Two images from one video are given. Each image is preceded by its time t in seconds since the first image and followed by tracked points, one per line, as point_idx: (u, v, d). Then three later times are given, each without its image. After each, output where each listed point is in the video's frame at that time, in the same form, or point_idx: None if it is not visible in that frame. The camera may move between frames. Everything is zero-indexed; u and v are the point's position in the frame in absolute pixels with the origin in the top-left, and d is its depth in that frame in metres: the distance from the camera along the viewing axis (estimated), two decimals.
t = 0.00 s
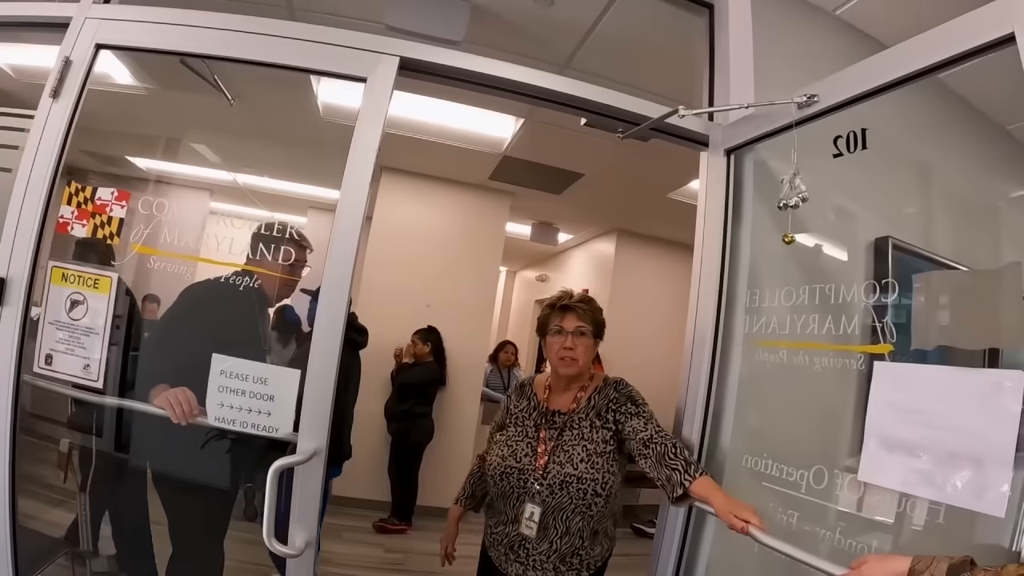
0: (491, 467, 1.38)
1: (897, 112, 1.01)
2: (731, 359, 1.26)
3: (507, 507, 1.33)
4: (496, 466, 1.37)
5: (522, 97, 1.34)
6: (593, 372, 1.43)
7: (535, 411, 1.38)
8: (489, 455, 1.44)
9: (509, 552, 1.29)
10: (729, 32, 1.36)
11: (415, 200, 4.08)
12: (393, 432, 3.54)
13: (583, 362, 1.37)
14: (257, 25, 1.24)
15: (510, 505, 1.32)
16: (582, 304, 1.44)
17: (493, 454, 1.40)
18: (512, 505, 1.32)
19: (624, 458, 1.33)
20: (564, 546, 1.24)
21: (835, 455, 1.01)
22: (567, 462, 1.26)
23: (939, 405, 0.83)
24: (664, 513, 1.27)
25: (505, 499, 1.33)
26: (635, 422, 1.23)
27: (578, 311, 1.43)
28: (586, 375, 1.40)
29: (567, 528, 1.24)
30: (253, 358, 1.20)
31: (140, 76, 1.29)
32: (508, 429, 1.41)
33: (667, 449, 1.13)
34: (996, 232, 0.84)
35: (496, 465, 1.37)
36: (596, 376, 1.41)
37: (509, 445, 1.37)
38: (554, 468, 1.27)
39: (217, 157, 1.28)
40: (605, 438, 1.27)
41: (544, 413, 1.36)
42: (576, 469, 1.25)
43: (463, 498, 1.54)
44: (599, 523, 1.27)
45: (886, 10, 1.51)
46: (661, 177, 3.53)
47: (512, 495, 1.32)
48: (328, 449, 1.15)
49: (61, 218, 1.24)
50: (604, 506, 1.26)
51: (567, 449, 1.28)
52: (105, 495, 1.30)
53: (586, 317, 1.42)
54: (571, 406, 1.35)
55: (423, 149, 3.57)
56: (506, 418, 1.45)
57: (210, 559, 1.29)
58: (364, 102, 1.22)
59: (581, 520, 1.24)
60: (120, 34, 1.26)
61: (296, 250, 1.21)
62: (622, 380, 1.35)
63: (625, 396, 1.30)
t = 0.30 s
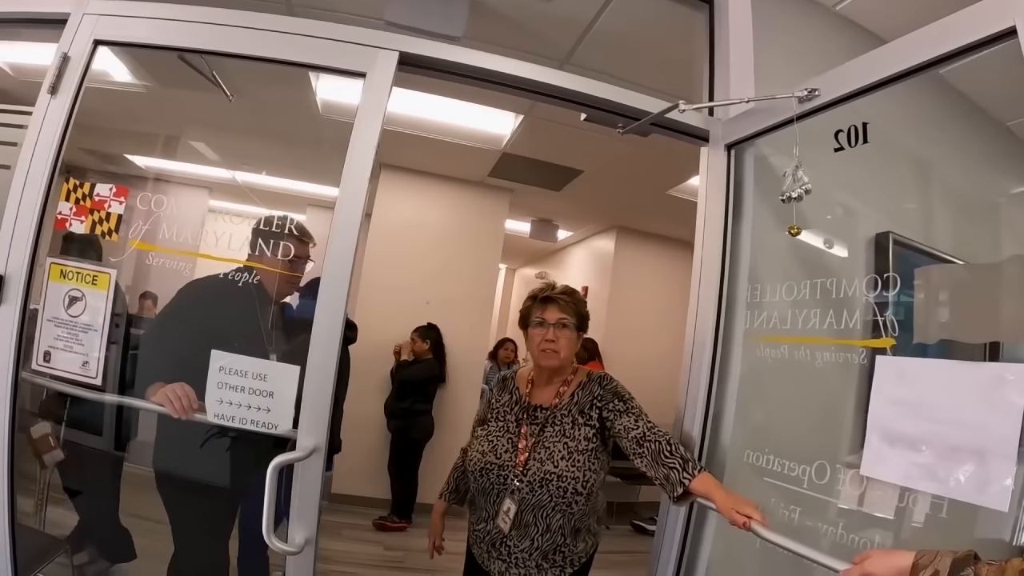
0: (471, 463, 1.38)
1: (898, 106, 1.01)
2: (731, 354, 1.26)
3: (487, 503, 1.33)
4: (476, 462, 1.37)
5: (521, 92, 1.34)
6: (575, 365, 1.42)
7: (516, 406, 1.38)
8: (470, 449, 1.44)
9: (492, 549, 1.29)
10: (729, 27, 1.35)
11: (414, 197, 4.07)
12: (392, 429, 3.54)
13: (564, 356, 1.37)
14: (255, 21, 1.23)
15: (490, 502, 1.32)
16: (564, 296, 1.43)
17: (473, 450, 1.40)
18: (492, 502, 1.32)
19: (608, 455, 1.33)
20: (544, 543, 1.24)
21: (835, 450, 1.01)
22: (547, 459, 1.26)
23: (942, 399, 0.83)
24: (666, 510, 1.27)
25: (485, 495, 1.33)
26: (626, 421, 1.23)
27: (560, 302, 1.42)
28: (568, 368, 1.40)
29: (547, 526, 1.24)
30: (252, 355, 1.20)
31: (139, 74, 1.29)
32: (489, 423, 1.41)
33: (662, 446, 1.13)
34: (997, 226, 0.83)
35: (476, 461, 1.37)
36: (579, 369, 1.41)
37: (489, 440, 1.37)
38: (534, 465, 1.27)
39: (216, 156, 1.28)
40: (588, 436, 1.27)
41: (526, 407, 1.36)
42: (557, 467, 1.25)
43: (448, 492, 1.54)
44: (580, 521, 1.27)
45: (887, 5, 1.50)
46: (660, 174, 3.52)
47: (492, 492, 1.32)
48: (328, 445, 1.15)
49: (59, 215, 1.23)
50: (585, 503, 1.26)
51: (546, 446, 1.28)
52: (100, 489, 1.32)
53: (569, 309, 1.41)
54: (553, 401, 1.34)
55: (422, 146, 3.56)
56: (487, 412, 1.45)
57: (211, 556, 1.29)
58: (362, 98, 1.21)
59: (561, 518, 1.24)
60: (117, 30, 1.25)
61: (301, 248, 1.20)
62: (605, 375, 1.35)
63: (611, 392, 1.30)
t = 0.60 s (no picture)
0: (455, 461, 1.39)
1: (897, 101, 1.00)
2: (732, 350, 1.26)
3: (471, 503, 1.33)
4: (460, 461, 1.37)
5: (520, 88, 1.33)
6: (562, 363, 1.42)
7: (501, 404, 1.38)
8: (455, 447, 1.44)
9: (477, 549, 1.30)
10: (728, 22, 1.34)
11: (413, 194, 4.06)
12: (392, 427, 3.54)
13: (549, 353, 1.37)
14: (251, 18, 1.22)
15: (474, 501, 1.33)
16: (549, 291, 1.43)
17: (458, 448, 1.41)
18: (476, 501, 1.32)
19: (595, 455, 1.32)
20: (529, 544, 1.24)
21: (836, 446, 1.01)
22: (531, 460, 1.26)
23: (944, 395, 0.82)
24: (667, 508, 1.27)
25: (470, 494, 1.34)
26: (616, 421, 1.22)
27: (545, 299, 1.42)
28: (555, 365, 1.39)
29: (530, 527, 1.24)
30: (251, 353, 1.19)
31: (136, 73, 1.28)
32: (475, 421, 1.42)
33: (658, 447, 1.12)
34: (997, 221, 0.83)
35: (460, 459, 1.37)
36: (564, 366, 1.40)
37: (473, 439, 1.38)
38: (517, 466, 1.27)
39: (213, 154, 1.27)
40: (572, 436, 1.26)
41: (511, 406, 1.36)
42: (541, 468, 1.25)
43: (436, 488, 1.55)
44: (566, 522, 1.26)
45: None
46: (658, 170, 3.52)
47: (476, 492, 1.32)
48: (328, 443, 1.15)
49: (57, 214, 1.23)
50: (569, 505, 1.25)
51: (529, 446, 1.28)
52: (100, 494, 1.31)
53: (554, 306, 1.41)
54: (537, 400, 1.34)
55: (421, 144, 3.55)
56: (473, 409, 1.46)
57: (212, 556, 1.29)
58: (360, 95, 1.20)
59: (545, 519, 1.24)
60: (115, 29, 1.24)
61: (299, 243, 1.20)
62: (591, 374, 1.33)
63: (598, 391, 1.29)
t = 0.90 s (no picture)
0: (452, 461, 1.38)
1: (897, 94, 1.00)
2: (733, 343, 1.26)
3: (470, 502, 1.33)
4: (456, 461, 1.36)
5: (519, 84, 1.33)
6: (554, 358, 1.42)
7: (496, 402, 1.38)
8: (451, 446, 1.44)
9: (475, 549, 1.30)
10: (727, 15, 1.34)
11: (411, 191, 4.05)
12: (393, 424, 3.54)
13: (541, 349, 1.37)
14: (248, 16, 1.21)
15: (472, 500, 1.33)
16: (539, 287, 1.43)
17: (454, 447, 1.40)
18: (474, 500, 1.32)
19: (592, 451, 1.32)
20: (528, 541, 1.25)
21: (839, 440, 1.01)
22: (529, 459, 1.26)
23: (945, 387, 0.83)
24: (669, 502, 1.27)
25: (468, 493, 1.33)
26: (615, 418, 1.22)
27: (534, 295, 1.42)
28: (548, 361, 1.40)
29: (530, 525, 1.24)
30: (252, 353, 1.20)
31: (134, 72, 1.28)
32: (470, 420, 1.41)
33: (659, 443, 1.13)
34: (996, 213, 0.83)
35: (456, 459, 1.37)
36: (558, 363, 1.41)
37: (470, 438, 1.37)
38: (515, 465, 1.27)
39: (212, 153, 1.26)
40: (570, 433, 1.27)
41: (505, 403, 1.36)
42: (540, 466, 1.25)
43: (433, 488, 1.55)
44: (564, 519, 1.27)
45: None
46: (657, 165, 3.51)
47: (474, 491, 1.32)
48: (330, 441, 1.15)
49: (56, 215, 1.22)
50: (568, 502, 1.26)
51: (528, 444, 1.28)
52: (100, 496, 1.32)
53: (544, 301, 1.41)
54: (532, 397, 1.35)
55: (419, 140, 3.54)
56: (468, 408, 1.46)
57: (215, 554, 1.29)
58: (359, 93, 1.20)
59: (544, 517, 1.25)
60: (111, 28, 1.23)
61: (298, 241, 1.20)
62: (587, 370, 1.34)
63: (595, 388, 1.29)
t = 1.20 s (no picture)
0: (456, 455, 1.39)
1: (895, 87, 1.00)
2: (733, 338, 1.26)
3: (474, 496, 1.34)
4: (461, 454, 1.37)
5: (516, 79, 1.32)
6: (555, 350, 1.43)
7: (499, 395, 1.39)
8: (454, 441, 1.44)
9: (482, 543, 1.30)
10: (725, 8, 1.33)
11: (410, 186, 4.04)
12: (394, 420, 3.55)
13: (541, 340, 1.37)
14: (244, 14, 1.21)
15: (477, 494, 1.33)
16: (536, 279, 1.43)
17: (457, 442, 1.41)
18: (480, 494, 1.32)
19: (596, 443, 1.33)
20: (535, 535, 1.25)
21: (838, 433, 1.02)
22: (534, 450, 1.26)
23: (945, 381, 0.83)
24: (670, 497, 1.28)
25: (472, 487, 1.34)
26: (618, 410, 1.23)
27: (532, 286, 1.43)
28: (550, 353, 1.40)
29: (537, 517, 1.25)
30: (252, 351, 1.20)
31: (130, 72, 1.27)
32: (472, 415, 1.42)
33: (660, 436, 1.13)
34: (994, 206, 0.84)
35: (461, 452, 1.38)
36: (561, 355, 1.41)
37: (473, 432, 1.38)
38: (520, 457, 1.27)
39: (210, 152, 1.26)
40: (574, 424, 1.27)
41: (508, 395, 1.37)
42: (545, 457, 1.25)
43: (438, 485, 1.56)
44: (570, 510, 1.28)
45: None
46: (656, 158, 3.50)
47: (479, 484, 1.33)
48: (331, 439, 1.15)
49: (54, 217, 1.22)
50: (574, 493, 1.27)
51: (532, 435, 1.28)
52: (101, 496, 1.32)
53: (542, 292, 1.41)
54: (535, 389, 1.35)
55: (417, 136, 3.53)
56: (471, 402, 1.46)
57: (218, 552, 1.30)
58: (356, 90, 1.19)
59: (551, 509, 1.25)
60: (106, 28, 1.22)
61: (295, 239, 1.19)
62: (590, 362, 1.35)
63: (599, 380, 1.30)
